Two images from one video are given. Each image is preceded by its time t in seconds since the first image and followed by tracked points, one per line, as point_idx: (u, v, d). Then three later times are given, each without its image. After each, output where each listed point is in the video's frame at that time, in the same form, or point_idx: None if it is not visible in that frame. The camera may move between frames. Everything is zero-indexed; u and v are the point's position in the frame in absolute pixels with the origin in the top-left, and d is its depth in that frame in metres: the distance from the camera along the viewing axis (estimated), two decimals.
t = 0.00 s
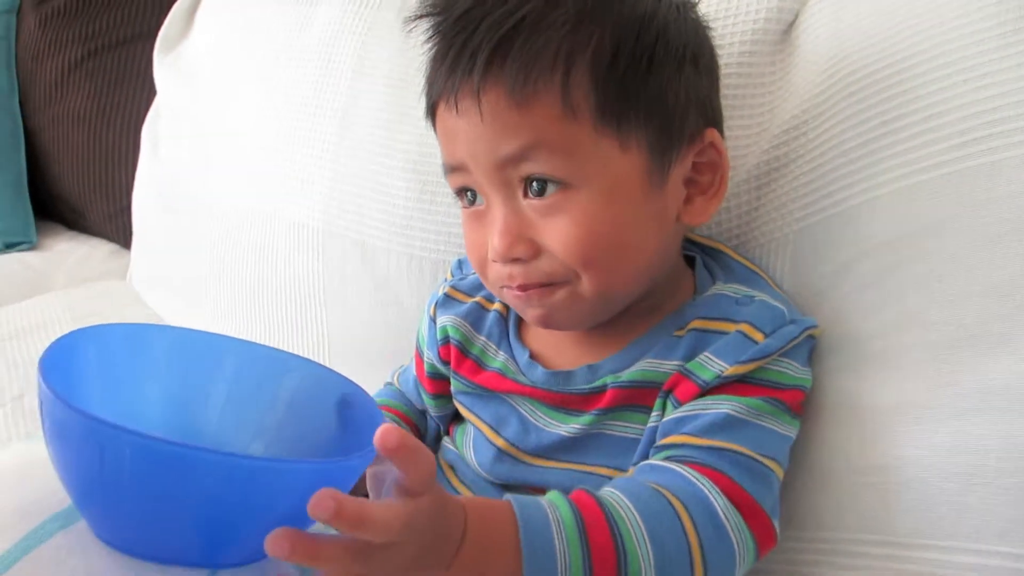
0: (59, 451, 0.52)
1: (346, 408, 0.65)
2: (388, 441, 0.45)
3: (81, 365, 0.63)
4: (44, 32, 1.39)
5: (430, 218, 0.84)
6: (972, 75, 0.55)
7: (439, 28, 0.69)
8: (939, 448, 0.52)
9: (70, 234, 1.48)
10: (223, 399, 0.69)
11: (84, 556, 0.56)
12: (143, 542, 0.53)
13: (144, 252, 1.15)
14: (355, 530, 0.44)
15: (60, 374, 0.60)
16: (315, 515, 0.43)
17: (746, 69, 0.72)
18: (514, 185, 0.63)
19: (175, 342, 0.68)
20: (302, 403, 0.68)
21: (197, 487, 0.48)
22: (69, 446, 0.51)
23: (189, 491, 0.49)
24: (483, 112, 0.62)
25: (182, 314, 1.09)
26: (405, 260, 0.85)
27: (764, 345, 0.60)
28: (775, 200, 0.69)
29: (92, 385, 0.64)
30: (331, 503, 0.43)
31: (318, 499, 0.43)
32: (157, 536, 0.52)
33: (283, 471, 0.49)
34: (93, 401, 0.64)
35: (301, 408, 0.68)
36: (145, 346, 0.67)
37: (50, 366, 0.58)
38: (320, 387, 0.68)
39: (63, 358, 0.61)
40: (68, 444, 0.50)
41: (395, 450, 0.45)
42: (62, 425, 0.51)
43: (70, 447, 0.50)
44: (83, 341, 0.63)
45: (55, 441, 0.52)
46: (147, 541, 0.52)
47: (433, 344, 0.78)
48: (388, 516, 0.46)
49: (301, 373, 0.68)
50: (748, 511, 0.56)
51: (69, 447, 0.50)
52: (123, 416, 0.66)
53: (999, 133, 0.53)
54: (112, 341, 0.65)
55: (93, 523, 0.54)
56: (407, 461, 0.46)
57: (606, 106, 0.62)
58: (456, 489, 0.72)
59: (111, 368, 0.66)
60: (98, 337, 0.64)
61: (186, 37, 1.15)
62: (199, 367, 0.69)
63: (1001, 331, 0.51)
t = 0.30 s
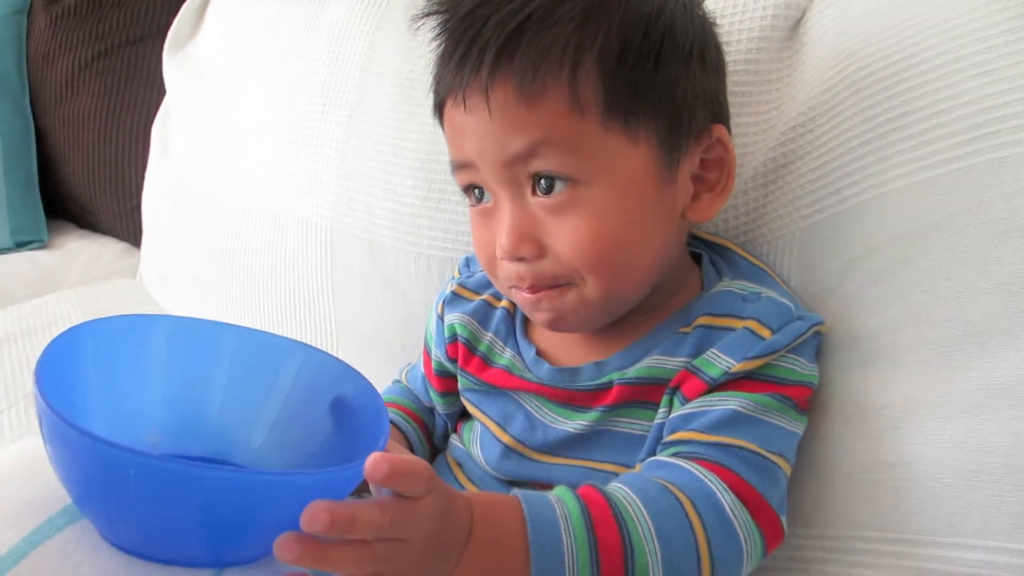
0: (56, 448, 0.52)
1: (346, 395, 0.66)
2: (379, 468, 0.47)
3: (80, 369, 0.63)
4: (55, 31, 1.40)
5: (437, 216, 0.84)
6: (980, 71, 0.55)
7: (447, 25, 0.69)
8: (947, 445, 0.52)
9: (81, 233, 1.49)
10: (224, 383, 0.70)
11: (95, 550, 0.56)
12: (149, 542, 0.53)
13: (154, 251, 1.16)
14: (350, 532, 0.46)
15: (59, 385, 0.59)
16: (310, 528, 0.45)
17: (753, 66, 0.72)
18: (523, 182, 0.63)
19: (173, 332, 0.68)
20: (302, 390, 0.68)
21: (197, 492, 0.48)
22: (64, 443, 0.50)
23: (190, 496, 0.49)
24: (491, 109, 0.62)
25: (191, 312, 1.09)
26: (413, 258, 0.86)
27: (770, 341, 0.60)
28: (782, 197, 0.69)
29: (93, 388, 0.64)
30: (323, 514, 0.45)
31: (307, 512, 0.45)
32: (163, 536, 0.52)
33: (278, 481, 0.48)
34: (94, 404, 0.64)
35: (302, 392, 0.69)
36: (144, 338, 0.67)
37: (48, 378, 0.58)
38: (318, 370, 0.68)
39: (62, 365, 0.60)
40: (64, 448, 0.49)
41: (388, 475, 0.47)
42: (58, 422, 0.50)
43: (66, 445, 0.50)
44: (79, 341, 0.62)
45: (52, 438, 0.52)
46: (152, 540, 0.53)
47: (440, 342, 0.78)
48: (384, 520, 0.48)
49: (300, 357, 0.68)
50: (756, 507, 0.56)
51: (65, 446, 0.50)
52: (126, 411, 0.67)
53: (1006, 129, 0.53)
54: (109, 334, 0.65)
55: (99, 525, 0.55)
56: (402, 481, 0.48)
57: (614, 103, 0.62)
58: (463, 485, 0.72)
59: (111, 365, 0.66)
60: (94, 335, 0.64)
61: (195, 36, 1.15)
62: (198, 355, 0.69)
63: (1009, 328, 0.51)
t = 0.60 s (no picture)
0: (68, 445, 0.52)
1: (353, 393, 0.66)
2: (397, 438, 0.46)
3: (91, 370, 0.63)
4: (64, 37, 1.41)
5: (444, 219, 0.85)
6: (985, 71, 0.55)
7: (459, 26, 0.70)
8: (953, 445, 0.52)
9: (90, 238, 1.51)
10: (231, 380, 0.70)
11: (106, 552, 0.57)
12: (159, 542, 0.53)
13: (162, 255, 1.17)
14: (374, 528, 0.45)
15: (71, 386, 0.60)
16: (339, 524, 0.43)
17: (758, 68, 0.72)
18: (533, 181, 0.63)
19: (182, 329, 0.69)
20: (310, 391, 0.69)
21: (208, 493, 0.48)
22: (75, 441, 0.51)
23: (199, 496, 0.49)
24: (504, 107, 0.63)
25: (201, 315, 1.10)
26: (419, 261, 0.86)
27: (776, 342, 0.60)
28: (788, 199, 0.69)
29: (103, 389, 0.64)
30: (352, 510, 0.43)
31: (337, 509, 0.43)
32: (173, 536, 0.52)
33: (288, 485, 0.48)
34: (104, 405, 0.64)
35: (309, 391, 0.69)
36: (152, 336, 0.68)
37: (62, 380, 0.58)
38: (326, 369, 0.69)
39: (74, 368, 0.60)
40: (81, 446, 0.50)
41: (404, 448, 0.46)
42: (70, 420, 0.51)
43: (78, 444, 0.51)
44: (90, 342, 0.63)
45: (64, 436, 0.53)
46: (164, 540, 0.53)
47: (447, 345, 0.78)
48: (402, 510, 0.47)
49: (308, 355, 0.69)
50: (760, 506, 0.56)
51: (77, 445, 0.51)
52: (135, 411, 0.67)
53: (1011, 129, 0.53)
54: (118, 333, 0.65)
55: (110, 525, 0.55)
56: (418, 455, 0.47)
57: (626, 104, 0.62)
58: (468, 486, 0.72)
59: (120, 364, 0.66)
60: (104, 336, 0.64)
61: (202, 41, 1.16)
62: (206, 354, 0.70)
63: (1015, 327, 0.50)
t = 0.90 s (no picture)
0: (62, 449, 0.52)
1: (351, 389, 0.67)
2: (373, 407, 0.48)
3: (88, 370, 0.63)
4: (67, 39, 1.41)
5: (444, 219, 0.85)
6: (984, 72, 0.55)
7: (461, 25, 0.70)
8: (955, 445, 0.52)
9: (92, 238, 1.51)
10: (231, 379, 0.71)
11: (109, 552, 0.57)
12: (161, 544, 0.53)
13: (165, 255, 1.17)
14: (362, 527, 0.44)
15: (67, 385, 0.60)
16: (324, 523, 0.42)
17: (759, 68, 0.72)
18: (534, 180, 0.63)
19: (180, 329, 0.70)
20: (310, 386, 0.70)
21: (206, 492, 0.49)
22: (69, 444, 0.51)
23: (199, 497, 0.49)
24: (504, 106, 0.63)
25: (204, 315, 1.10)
26: (420, 261, 0.86)
27: (777, 342, 0.60)
28: (789, 199, 0.69)
29: (102, 390, 0.65)
30: (336, 507, 0.43)
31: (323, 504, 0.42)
32: (174, 537, 0.52)
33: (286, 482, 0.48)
34: (102, 407, 0.65)
35: (308, 388, 0.70)
36: (151, 336, 0.68)
37: (57, 379, 0.58)
38: (324, 366, 0.70)
39: (70, 368, 0.61)
40: (78, 448, 0.50)
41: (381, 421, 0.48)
42: (64, 425, 0.51)
43: (72, 447, 0.51)
44: (86, 342, 0.63)
45: (58, 440, 0.53)
46: (165, 541, 0.53)
47: (448, 346, 0.78)
48: (393, 508, 0.46)
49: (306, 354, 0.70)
50: (765, 506, 0.56)
51: (72, 449, 0.51)
52: (134, 412, 0.68)
53: (1012, 128, 0.53)
54: (117, 333, 0.66)
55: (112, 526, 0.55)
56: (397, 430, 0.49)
57: (626, 101, 0.62)
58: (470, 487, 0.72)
59: (120, 365, 0.67)
60: (101, 336, 0.65)
61: (204, 42, 1.17)
62: (206, 354, 0.71)
63: (1016, 327, 0.50)
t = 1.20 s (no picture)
0: (47, 456, 0.52)
1: (341, 388, 0.67)
2: (351, 405, 0.48)
3: (75, 374, 0.63)
4: (67, 37, 1.41)
5: (445, 217, 0.85)
6: (987, 69, 0.55)
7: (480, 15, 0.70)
8: (957, 444, 0.52)
9: (92, 237, 1.51)
10: (221, 383, 0.71)
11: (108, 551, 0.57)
12: (151, 546, 0.53)
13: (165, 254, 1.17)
14: (346, 516, 0.45)
15: (53, 388, 0.60)
16: (303, 512, 0.43)
17: (761, 65, 0.72)
18: (545, 161, 0.63)
19: (168, 333, 0.69)
20: (299, 386, 0.70)
21: (191, 495, 0.49)
22: (54, 449, 0.51)
23: (184, 500, 0.49)
24: (523, 83, 0.63)
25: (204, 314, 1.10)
26: (420, 259, 0.86)
27: (778, 339, 0.60)
28: (790, 197, 0.69)
29: (90, 394, 0.65)
30: (316, 497, 0.43)
31: (303, 492, 0.43)
32: (163, 541, 0.53)
33: (270, 479, 0.49)
34: (91, 410, 0.65)
35: (297, 389, 0.70)
36: (138, 342, 0.68)
37: (42, 382, 0.58)
38: (314, 366, 0.70)
39: (57, 371, 0.61)
40: (63, 456, 0.50)
41: (360, 420, 0.48)
42: (47, 427, 0.51)
43: (58, 452, 0.51)
44: (72, 349, 0.63)
45: (42, 446, 0.53)
46: (155, 544, 0.53)
47: (450, 344, 0.78)
48: (376, 499, 0.46)
49: (295, 354, 0.70)
50: (764, 503, 0.56)
51: (57, 454, 0.51)
52: (125, 416, 0.68)
53: (1014, 127, 0.53)
54: (102, 341, 0.66)
55: (99, 530, 0.55)
56: (379, 427, 0.49)
57: (645, 90, 0.62)
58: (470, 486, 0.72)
59: (106, 371, 0.66)
60: (89, 342, 0.65)
61: (205, 40, 1.16)
62: (195, 357, 0.70)
63: (1017, 326, 0.50)
